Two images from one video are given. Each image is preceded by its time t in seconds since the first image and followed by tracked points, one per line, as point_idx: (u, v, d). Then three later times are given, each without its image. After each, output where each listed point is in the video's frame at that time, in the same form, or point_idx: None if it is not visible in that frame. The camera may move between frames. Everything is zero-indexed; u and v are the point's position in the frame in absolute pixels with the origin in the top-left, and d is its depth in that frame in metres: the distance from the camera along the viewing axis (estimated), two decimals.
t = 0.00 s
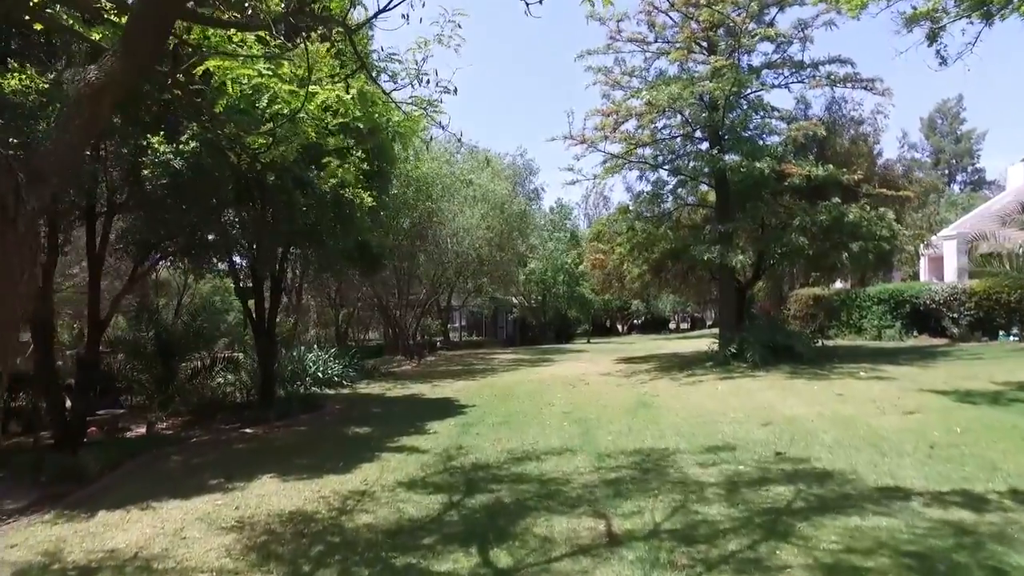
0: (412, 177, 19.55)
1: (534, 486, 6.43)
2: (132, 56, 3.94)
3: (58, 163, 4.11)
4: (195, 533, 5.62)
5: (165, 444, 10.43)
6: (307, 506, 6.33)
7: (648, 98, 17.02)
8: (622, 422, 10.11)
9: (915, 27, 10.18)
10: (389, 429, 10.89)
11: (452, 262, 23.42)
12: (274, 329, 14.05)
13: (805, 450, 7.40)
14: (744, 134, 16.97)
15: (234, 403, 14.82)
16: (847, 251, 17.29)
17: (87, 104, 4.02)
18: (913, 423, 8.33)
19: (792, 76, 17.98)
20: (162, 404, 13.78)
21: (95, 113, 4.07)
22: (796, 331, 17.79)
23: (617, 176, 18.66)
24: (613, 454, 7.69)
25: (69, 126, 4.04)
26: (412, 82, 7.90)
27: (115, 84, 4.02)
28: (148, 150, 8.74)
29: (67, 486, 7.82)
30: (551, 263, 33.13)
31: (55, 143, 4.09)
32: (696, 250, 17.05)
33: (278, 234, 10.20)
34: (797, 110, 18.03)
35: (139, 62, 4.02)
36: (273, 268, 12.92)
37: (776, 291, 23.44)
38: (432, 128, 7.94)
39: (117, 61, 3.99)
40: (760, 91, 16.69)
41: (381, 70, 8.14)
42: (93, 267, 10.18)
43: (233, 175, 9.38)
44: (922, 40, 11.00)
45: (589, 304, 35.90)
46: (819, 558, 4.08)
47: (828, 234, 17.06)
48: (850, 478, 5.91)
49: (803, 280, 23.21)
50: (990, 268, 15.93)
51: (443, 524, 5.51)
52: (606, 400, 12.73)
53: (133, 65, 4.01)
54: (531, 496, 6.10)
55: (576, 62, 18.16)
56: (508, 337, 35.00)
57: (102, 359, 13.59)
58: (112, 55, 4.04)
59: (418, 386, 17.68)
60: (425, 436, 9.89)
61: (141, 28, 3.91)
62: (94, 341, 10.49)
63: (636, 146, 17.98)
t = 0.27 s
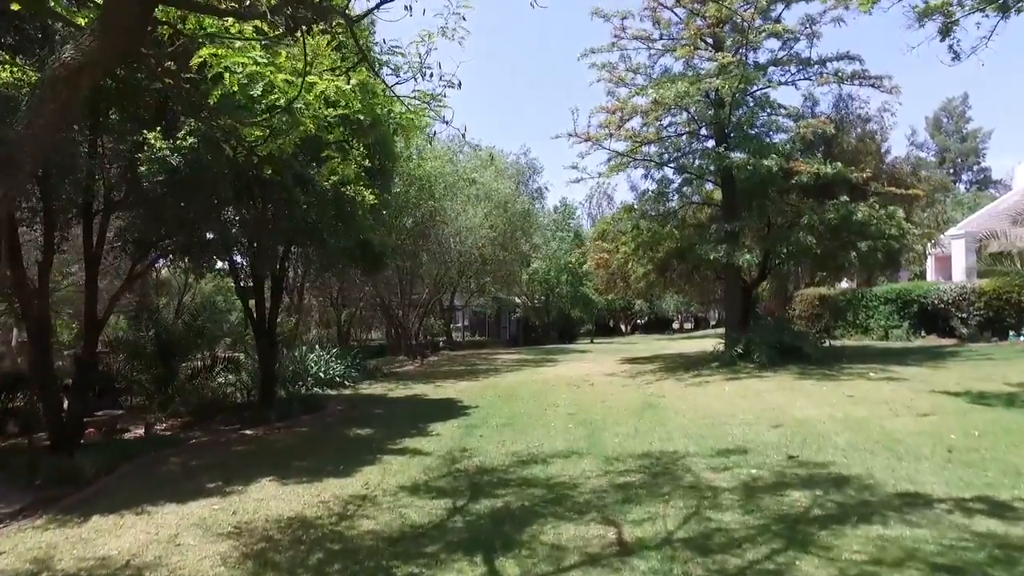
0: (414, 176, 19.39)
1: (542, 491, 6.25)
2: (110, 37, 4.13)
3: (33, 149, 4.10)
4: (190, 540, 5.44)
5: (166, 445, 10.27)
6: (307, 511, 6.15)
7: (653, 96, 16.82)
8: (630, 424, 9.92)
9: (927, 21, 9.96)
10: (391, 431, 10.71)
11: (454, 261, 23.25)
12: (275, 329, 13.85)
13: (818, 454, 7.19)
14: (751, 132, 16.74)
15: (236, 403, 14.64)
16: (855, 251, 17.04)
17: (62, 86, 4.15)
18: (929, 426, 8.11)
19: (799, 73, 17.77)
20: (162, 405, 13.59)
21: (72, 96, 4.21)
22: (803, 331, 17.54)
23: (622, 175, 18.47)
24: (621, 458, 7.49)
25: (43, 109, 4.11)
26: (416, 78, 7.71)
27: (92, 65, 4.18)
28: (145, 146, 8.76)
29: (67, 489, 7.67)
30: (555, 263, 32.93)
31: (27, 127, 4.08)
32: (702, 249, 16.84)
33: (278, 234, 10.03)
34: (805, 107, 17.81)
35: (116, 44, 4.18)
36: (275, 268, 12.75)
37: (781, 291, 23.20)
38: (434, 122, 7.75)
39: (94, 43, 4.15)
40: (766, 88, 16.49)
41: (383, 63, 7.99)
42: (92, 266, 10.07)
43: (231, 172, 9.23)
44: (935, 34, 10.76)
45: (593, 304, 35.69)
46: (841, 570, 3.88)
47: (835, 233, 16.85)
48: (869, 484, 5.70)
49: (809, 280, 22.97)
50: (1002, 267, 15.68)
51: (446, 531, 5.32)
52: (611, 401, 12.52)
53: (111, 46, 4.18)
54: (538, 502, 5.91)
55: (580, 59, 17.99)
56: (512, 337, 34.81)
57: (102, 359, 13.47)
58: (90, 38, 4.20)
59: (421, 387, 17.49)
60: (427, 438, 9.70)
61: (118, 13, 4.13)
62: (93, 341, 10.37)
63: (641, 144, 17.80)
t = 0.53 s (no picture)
0: (419, 175, 19.21)
1: (552, 496, 6.05)
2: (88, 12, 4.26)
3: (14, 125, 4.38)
4: (188, 547, 5.26)
5: (167, 446, 10.10)
6: (309, 516, 5.96)
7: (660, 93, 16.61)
8: (639, 426, 9.70)
9: (943, 14, 9.72)
10: (396, 432, 10.52)
11: (459, 261, 23.07)
12: (278, 329, 13.68)
13: (835, 458, 6.97)
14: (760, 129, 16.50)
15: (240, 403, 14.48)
16: (867, 250, 16.78)
17: (38, 60, 4.32)
18: (948, 428, 7.88)
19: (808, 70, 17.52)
20: (164, 406, 13.38)
21: (51, 71, 4.39)
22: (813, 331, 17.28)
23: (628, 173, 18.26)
24: (631, 461, 7.29)
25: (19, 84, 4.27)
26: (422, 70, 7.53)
27: (69, 40, 4.31)
28: (145, 142, 8.47)
29: (65, 491, 7.51)
30: (560, 263, 32.72)
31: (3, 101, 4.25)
32: (711, 249, 16.61)
33: (281, 232, 9.85)
34: (814, 105, 17.55)
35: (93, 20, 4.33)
36: (277, 267, 12.58)
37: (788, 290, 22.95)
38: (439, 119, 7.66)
39: (71, 17, 4.29)
40: (775, 85, 16.25)
41: (388, 57, 7.87)
42: (93, 266, 9.92)
43: (233, 168, 9.04)
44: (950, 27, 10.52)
45: (598, 304, 35.46)
46: None
47: (845, 231, 16.60)
48: (892, 490, 5.48)
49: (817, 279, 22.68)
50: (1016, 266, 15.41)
51: (453, 538, 5.13)
52: (619, 402, 12.31)
53: (89, 20, 4.32)
54: (548, 508, 5.70)
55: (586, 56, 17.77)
56: (517, 337, 34.61)
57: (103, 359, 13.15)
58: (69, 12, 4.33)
59: (426, 388, 17.30)
60: (433, 440, 9.51)
61: None
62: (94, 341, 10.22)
63: (648, 143, 17.58)
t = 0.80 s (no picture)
0: (425, 174, 19.04)
1: (564, 503, 5.84)
2: None
3: None
4: (188, 555, 5.09)
5: (171, 448, 9.95)
6: (313, 523, 5.78)
7: (670, 90, 16.37)
8: (651, 429, 9.48)
9: (963, 7, 9.46)
10: (403, 435, 10.34)
11: (466, 261, 22.89)
12: (284, 329, 13.50)
13: (857, 464, 6.74)
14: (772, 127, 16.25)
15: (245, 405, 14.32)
16: (881, 250, 16.50)
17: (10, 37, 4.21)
18: (972, 434, 7.63)
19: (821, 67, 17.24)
20: (169, 407, 13.24)
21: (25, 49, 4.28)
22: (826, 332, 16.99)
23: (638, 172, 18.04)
24: (645, 466, 7.08)
25: None
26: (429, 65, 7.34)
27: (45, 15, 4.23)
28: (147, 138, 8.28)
29: (65, 495, 7.35)
30: (567, 263, 32.51)
31: None
32: (722, 249, 16.36)
33: (286, 231, 9.67)
34: (827, 102, 17.28)
35: None
36: (283, 267, 12.41)
37: (799, 291, 22.66)
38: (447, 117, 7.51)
39: None
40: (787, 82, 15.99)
41: (395, 51, 7.70)
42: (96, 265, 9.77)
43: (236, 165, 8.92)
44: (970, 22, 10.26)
45: (606, 304, 35.24)
46: None
47: (859, 231, 16.33)
48: (918, 498, 5.26)
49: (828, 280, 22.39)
50: None
51: (461, 548, 4.94)
52: (629, 404, 12.08)
53: None
54: (560, 516, 5.50)
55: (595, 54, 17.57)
56: (524, 338, 34.42)
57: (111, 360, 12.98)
58: None
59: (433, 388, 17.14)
60: (440, 443, 9.32)
61: None
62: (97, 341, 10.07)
63: (658, 141, 17.35)
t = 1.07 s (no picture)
0: (435, 173, 18.90)
1: (579, 508, 5.65)
2: None
3: None
4: (193, 559, 4.95)
5: (178, 449, 9.83)
6: (321, 526, 5.63)
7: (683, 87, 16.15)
8: (665, 431, 9.28)
9: None
10: (412, 435, 10.19)
11: (475, 260, 22.74)
12: (293, 329, 13.37)
13: (881, 469, 6.51)
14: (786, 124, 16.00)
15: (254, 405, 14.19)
16: (898, 248, 16.20)
17: None
18: (1000, 438, 7.39)
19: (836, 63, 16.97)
20: (177, 406, 13.13)
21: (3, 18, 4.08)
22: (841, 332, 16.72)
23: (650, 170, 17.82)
24: (661, 470, 6.89)
25: None
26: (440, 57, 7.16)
27: None
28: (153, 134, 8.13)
29: (70, 496, 7.24)
30: (577, 262, 32.32)
31: None
32: (736, 247, 16.13)
33: (294, 229, 9.52)
34: (842, 99, 17.00)
35: None
36: (291, 266, 12.28)
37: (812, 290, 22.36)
38: (458, 112, 7.36)
39: None
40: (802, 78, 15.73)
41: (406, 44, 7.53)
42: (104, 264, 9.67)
43: (243, 161, 8.74)
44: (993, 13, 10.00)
45: (616, 304, 35.01)
46: None
47: (875, 229, 16.04)
48: (950, 505, 5.05)
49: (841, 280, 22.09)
50: None
51: (474, 554, 4.77)
52: (642, 405, 11.88)
53: None
54: (575, 522, 5.31)
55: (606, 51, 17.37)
56: (533, 338, 34.25)
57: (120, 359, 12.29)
58: None
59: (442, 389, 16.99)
60: (450, 445, 9.16)
61: None
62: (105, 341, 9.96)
63: (670, 138, 17.13)
